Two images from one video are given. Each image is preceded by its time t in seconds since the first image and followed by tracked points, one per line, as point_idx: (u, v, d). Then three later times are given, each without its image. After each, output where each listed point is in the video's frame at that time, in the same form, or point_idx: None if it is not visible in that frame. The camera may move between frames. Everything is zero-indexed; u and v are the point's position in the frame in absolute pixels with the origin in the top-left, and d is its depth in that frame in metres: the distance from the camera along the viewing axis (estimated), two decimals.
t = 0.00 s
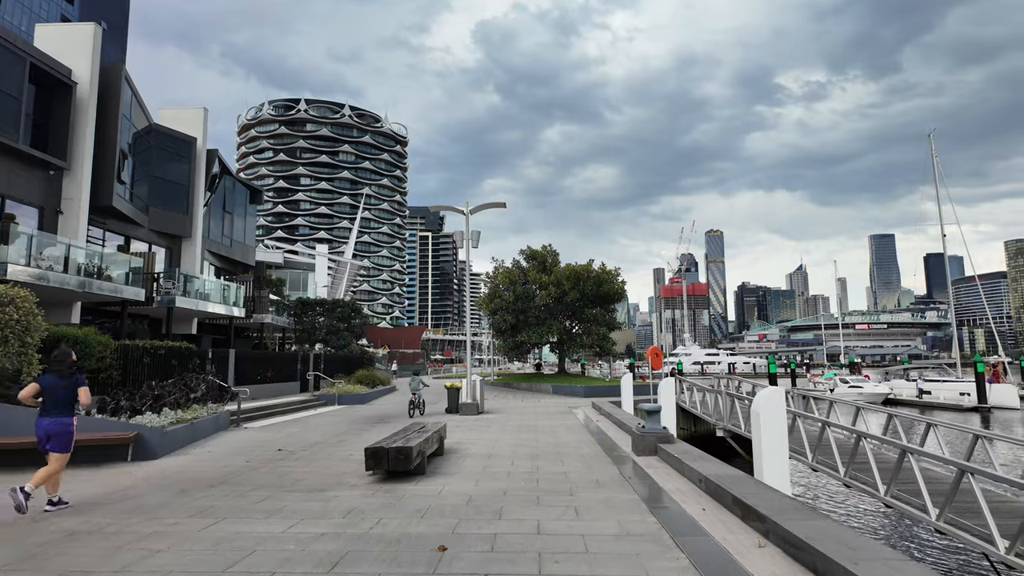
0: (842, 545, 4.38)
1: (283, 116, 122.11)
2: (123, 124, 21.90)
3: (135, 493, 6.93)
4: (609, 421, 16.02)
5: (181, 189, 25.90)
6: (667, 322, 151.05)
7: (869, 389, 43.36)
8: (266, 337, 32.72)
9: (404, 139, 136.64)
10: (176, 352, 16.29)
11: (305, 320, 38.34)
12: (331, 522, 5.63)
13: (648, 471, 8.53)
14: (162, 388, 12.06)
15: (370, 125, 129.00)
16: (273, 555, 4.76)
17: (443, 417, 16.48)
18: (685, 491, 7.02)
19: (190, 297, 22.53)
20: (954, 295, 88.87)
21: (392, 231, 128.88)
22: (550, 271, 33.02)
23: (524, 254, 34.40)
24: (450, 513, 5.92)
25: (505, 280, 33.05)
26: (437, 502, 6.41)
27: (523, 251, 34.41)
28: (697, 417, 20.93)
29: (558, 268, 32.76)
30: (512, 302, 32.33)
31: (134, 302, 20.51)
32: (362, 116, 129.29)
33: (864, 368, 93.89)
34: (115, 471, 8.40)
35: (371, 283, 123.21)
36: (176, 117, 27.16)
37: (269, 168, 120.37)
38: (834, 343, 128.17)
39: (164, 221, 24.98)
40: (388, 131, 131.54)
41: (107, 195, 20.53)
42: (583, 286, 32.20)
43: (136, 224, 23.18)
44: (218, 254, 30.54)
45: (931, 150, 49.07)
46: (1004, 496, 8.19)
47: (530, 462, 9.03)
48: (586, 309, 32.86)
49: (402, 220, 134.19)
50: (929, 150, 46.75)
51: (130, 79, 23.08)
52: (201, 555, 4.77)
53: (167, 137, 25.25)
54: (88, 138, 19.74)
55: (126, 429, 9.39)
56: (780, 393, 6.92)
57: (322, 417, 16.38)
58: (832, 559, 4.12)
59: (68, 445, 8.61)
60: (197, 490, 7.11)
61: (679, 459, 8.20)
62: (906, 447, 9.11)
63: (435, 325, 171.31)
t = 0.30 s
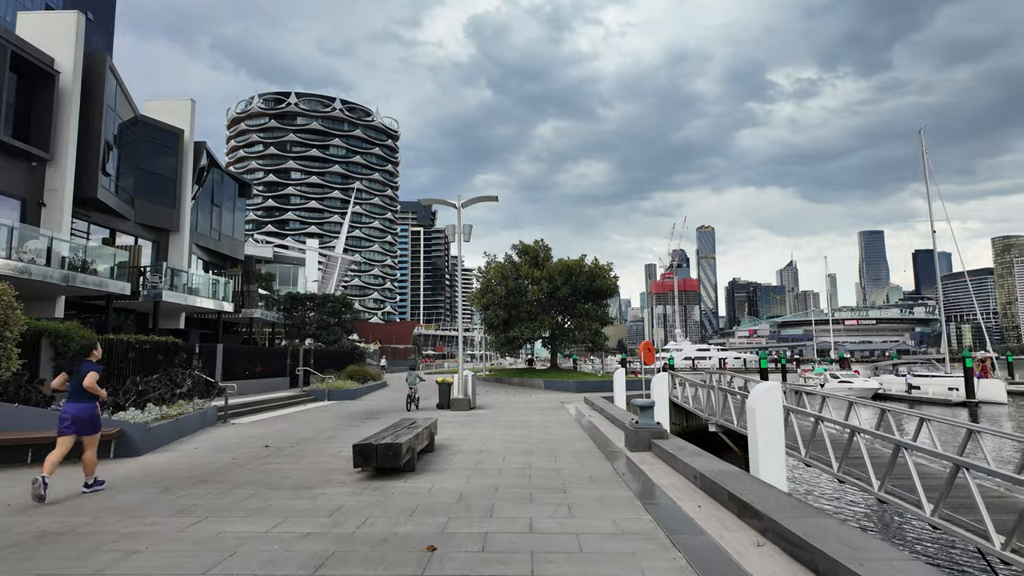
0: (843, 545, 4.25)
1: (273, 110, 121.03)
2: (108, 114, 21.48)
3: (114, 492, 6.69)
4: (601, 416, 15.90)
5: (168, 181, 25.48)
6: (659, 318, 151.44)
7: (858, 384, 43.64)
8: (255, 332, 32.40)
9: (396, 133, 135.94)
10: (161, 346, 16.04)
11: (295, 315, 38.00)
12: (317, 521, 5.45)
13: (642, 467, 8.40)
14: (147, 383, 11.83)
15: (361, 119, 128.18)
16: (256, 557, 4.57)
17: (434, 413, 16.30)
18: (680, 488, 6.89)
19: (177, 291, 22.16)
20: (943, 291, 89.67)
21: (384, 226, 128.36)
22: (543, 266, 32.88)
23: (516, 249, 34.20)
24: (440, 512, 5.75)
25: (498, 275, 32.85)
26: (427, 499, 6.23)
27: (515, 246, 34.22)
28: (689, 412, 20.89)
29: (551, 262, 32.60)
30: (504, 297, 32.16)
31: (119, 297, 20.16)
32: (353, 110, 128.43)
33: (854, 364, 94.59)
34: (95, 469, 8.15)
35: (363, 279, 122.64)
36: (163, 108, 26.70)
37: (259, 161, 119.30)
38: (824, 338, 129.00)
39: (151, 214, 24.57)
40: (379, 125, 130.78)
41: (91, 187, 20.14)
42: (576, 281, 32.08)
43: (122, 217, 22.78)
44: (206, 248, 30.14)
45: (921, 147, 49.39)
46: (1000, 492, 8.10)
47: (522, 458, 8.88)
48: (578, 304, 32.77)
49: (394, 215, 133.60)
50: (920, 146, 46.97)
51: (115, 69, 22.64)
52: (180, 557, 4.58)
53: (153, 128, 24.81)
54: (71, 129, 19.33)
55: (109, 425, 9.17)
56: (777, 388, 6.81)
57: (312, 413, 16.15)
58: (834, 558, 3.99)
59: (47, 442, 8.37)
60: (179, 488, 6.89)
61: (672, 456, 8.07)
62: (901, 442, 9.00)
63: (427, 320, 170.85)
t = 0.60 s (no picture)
0: (848, 546, 4.07)
1: (267, 103, 120.11)
2: (95, 106, 21.11)
3: (91, 491, 6.45)
4: (596, 411, 15.73)
5: (158, 174, 25.13)
6: (654, 313, 151.64)
7: (853, 378, 43.69)
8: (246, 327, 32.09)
9: (391, 128, 135.24)
10: (149, 341, 15.78)
11: (288, 310, 37.70)
12: (300, 521, 5.23)
13: (637, 464, 8.20)
14: (132, 379, 11.56)
15: (355, 114, 127.42)
16: (233, 560, 4.35)
17: (426, 408, 16.11)
18: (677, 485, 6.70)
19: (167, 286, 21.84)
20: (936, 287, 90.00)
21: (378, 221, 127.94)
22: (538, 260, 32.65)
23: (511, 243, 33.93)
24: (428, 510, 5.55)
25: (492, 269, 32.60)
26: (416, 498, 6.03)
27: (510, 241, 33.95)
28: (684, 407, 20.78)
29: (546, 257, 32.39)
30: (499, 292, 31.90)
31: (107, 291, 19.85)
32: (348, 104, 127.64)
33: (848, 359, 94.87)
34: (74, 467, 7.89)
35: (357, 274, 122.25)
36: (153, 100, 26.30)
37: (253, 155, 118.45)
38: (819, 333, 129.38)
39: (140, 207, 24.23)
40: (373, 120, 130.09)
41: (78, 179, 19.78)
42: (571, 276, 31.90)
43: (110, 210, 22.43)
44: (197, 243, 29.78)
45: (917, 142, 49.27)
46: (1002, 488, 7.93)
47: (515, 455, 8.68)
48: (573, 299, 32.59)
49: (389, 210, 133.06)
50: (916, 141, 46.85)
51: (102, 60, 22.25)
52: (152, 561, 4.35)
53: (142, 120, 24.45)
54: (56, 119, 18.97)
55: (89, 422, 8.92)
56: (776, 382, 6.63)
57: (303, 409, 15.92)
58: (839, 560, 3.81)
59: (26, 438, 8.10)
60: (160, 486, 6.66)
61: (669, 452, 7.86)
62: (901, 437, 8.82)
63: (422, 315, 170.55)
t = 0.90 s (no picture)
0: (860, 548, 3.89)
1: (265, 98, 119.60)
2: (89, 98, 20.87)
3: (78, 489, 6.28)
4: (596, 407, 15.57)
5: (154, 167, 24.89)
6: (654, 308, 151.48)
7: (853, 373, 43.59)
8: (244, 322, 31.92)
9: (390, 122, 134.85)
10: (143, 336, 15.63)
11: (287, 305, 37.52)
12: (289, 522, 5.06)
13: (638, 461, 8.03)
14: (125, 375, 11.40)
15: (354, 108, 126.96)
16: (218, 563, 4.18)
17: (424, 404, 15.96)
18: (679, 483, 6.53)
19: (163, 281, 21.62)
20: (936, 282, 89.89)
21: (378, 216, 127.68)
22: (538, 255, 32.44)
23: (510, 237, 33.70)
24: (423, 511, 5.38)
25: (492, 264, 32.39)
26: (411, 497, 5.86)
27: (509, 235, 33.71)
28: (685, 403, 20.64)
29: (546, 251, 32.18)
30: (498, 287, 31.68)
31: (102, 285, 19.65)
32: (346, 98, 127.14)
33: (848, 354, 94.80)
34: (63, 464, 7.72)
35: (356, 269, 122.06)
36: (148, 93, 26.05)
37: (251, 150, 117.99)
38: (818, 328, 129.29)
39: (136, 201, 24.00)
40: (372, 114, 129.61)
41: (72, 172, 19.56)
42: (570, 270, 31.71)
43: (105, 203, 22.22)
44: (194, 237, 29.56)
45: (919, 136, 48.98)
46: (1010, 487, 7.74)
47: (513, 452, 8.53)
48: (573, 294, 32.40)
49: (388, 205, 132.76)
50: (917, 135, 46.67)
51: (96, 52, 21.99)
52: (134, 564, 4.18)
53: (137, 112, 24.19)
54: (49, 111, 18.72)
55: (78, 418, 8.75)
56: (780, 378, 6.45)
57: (299, 404, 15.77)
58: (849, 564, 3.64)
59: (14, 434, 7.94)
60: (149, 485, 6.49)
61: (670, 450, 7.68)
62: (906, 433, 8.61)
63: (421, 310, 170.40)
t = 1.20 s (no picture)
0: (880, 551, 3.71)
1: (265, 91, 119.04)
2: (84, 89, 20.62)
3: (66, 485, 6.10)
4: (597, 400, 15.40)
5: (151, 159, 24.64)
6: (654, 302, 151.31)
7: (854, 367, 43.47)
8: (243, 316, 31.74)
9: (390, 115, 134.31)
10: (140, 329, 15.50)
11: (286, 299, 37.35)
12: (284, 520, 4.89)
13: (641, 456, 7.84)
14: (120, 368, 11.25)
15: (354, 101, 126.47)
16: (208, 564, 4.01)
17: (423, 398, 15.82)
18: (684, 479, 6.36)
19: (161, 273, 21.37)
20: (937, 276, 89.69)
21: (377, 210, 127.41)
22: (538, 248, 32.25)
23: (511, 230, 33.47)
24: (421, 508, 5.21)
25: (492, 257, 32.17)
26: (409, 494, 5.69)
27: (510, 228, 33.48)
28: (687, 396, 20.49)
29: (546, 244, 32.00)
30: (499, 280, 31.44)
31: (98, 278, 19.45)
32: (346, 91, 126.55)
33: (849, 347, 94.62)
34: (53, 459, 7.52)
35: (356, 262, 121.82)
36: (144, 84, 25.78)
37: (250, 143, 117.47)
38: (819, 322, 129.16)
39: (133, 193, 23.78)
40: (372, 107, 129.10)
41: (67, 163, 19.33)
42: (571, 263, 31.54)
43: (102, 195, 22.00)
44: (192, 230, 29.32)
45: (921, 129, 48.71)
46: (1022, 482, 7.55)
47: (514, 446, 8.37)
48: (574, 287, 32.21)
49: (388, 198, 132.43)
50: (920, 128, 46.36)
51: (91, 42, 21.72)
52: (120, 565, 4.00)
53: (134, 104, 23.93)
54: (43, 101, 18.48)
55: (71, 411, 8.57)
56: (790, 371, 6.28)
57: (297, 398, 15.62)
58: (869, 566, 3.46)
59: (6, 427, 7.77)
60: (141, 481, 6.32)
61: (675, 445, 7.49)
62: (914, 427, 8.42)
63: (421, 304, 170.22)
